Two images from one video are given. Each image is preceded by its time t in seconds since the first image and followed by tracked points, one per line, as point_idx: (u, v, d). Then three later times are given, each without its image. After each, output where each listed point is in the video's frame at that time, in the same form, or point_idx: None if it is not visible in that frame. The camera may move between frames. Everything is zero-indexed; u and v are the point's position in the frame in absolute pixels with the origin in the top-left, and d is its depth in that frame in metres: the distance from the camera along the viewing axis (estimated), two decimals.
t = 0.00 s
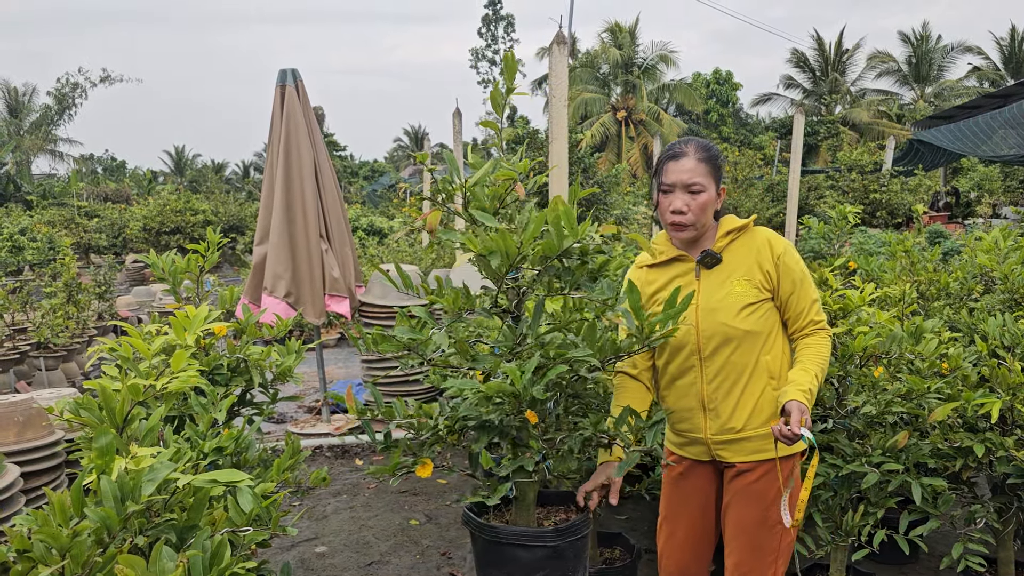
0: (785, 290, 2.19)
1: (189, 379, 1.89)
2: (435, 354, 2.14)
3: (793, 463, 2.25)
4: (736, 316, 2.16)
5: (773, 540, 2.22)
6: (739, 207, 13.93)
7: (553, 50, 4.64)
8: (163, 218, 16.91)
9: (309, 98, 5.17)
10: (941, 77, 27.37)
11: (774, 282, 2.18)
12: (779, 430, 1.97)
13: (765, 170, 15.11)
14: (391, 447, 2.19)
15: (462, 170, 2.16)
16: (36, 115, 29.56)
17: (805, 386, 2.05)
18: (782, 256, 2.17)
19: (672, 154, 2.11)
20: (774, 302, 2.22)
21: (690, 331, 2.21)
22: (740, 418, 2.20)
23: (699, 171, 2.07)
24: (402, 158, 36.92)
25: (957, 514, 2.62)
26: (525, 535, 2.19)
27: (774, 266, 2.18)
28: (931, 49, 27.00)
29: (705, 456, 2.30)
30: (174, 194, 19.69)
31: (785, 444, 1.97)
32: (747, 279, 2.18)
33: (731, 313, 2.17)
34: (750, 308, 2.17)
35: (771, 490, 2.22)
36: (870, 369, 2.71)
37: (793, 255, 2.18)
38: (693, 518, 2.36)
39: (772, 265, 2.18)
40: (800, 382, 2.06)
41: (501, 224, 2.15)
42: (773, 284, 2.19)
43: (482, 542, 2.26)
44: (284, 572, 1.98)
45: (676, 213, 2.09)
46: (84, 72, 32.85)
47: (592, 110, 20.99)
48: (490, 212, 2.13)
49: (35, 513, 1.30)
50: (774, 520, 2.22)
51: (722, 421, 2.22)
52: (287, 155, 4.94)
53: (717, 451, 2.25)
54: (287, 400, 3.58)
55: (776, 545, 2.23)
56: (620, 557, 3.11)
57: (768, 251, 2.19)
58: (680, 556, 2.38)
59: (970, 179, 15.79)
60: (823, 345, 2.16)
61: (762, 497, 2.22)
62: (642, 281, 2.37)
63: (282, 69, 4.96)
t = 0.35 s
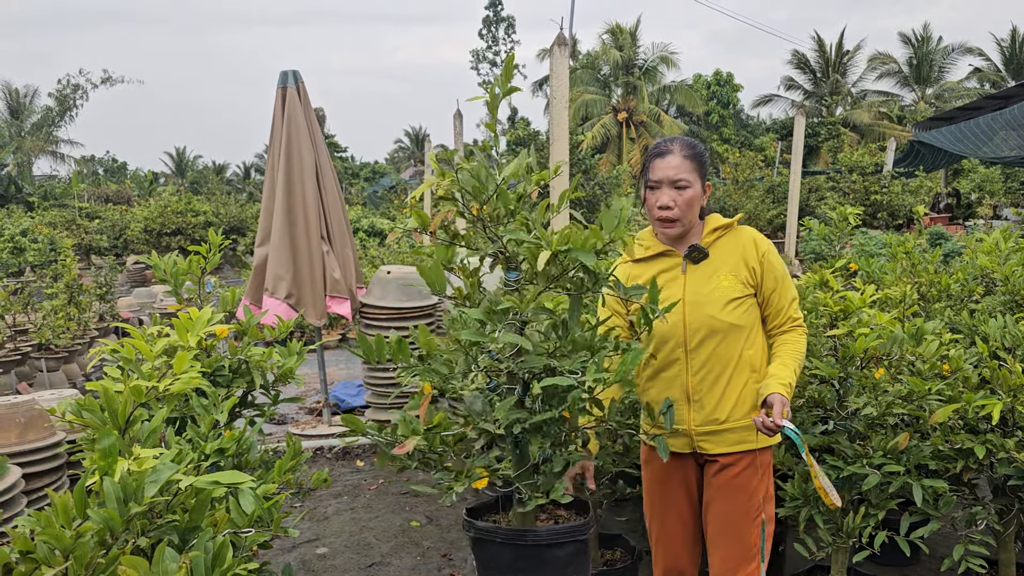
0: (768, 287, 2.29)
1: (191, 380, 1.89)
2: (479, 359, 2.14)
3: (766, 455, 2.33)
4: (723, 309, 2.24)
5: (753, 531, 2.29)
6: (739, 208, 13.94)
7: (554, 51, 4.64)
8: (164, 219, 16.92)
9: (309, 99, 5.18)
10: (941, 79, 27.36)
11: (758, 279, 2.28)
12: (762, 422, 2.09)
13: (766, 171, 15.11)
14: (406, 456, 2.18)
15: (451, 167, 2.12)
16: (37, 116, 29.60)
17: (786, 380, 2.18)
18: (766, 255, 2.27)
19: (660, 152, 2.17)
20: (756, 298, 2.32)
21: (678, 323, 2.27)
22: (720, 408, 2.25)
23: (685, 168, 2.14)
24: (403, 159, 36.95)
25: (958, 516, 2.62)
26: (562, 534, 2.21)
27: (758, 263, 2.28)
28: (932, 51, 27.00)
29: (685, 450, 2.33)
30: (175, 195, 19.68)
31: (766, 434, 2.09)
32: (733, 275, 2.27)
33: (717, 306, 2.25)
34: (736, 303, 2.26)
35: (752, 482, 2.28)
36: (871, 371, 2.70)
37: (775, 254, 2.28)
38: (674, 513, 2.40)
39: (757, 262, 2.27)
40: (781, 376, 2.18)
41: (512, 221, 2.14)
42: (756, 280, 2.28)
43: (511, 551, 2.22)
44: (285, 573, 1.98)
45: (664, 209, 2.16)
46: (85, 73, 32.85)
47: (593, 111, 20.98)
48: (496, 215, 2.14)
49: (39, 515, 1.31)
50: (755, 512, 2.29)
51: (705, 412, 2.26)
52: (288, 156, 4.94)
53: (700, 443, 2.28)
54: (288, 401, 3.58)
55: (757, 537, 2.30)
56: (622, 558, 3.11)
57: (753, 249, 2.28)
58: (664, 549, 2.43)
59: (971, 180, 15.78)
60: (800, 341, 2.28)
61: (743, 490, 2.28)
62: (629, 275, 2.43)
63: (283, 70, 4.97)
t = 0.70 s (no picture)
0: (757, 294, 2.32)
1: (195, 383, 1.90)
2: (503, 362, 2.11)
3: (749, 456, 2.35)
4: (713, 313, 2.27)
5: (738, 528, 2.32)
6: (740, 209, 13.95)
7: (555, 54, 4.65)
8: (166, 220, 16.94)
9: (312, 102, 5.19)
10: (943, 80, 27.35)
11: (748, 285, 2.31)
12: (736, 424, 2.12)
13: (768, 173, 15.11)
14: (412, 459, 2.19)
15: (439, 168, 2.08)
16: (39, 117, 29.66)
17: (764, 386, 2.20)
18: (757, 262, 2.30)
19: (660, 155, 2.19)
20: (744, 304, 2.34)
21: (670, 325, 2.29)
22: (702, 406, 2.28)
23: (685, 173, 2.16)
24: (405, 160, 36.99)
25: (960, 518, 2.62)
26: (588, 530, 2.24)
27: (749, 269, 2.30)
28: (934, 52, 26.99)
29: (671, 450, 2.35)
30: (177, 196, 19.70)
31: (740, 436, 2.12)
32: (724, 280, 2.29)
33: (708, 309, 2.27)
34: (726, 307, 2.28)
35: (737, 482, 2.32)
36: (873, 373, 2.70)
37: (765, 262, 2.32)
38: (661, 512, 2.42)
39: (748, 268, 2.30)
40: (759, 381, 2.21)
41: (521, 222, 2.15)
42: (746, 286, 2.31)
43: (542, 553, 2.19)
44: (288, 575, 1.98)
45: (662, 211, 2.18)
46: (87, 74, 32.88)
47: (595, 112, 20.97)
48: (514, 218, 2.13)
49: (45, 517, 1.31)
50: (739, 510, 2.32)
51: (694, 413, 2.28)
52: (290, 158, 4.94)
53: (688, 444, 2.29)
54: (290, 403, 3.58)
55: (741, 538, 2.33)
56: (624, 560, 3.11)
57: (744, 255, 2.30)
58: (651, 547, 2.46)
59: (973, 182, 15.77)
60: (783, 347, 2.31)
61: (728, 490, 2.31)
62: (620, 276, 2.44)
63: (286, 72, 4.98)
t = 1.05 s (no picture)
0: (755, 292, 2.34)
1: (197, 385, 1.90)
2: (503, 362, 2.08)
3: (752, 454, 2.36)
4: (717, 313, 2.26)
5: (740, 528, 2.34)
6: (742, 210, 13.95)
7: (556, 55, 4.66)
8: (168, 221, 16.98)
9: (314, 103, 5.19)
10: (945, 81, 27.33)
11: (746, 285, 2.33)
12: (705, 417, 2.16)
13: (770, 174, 15.10)
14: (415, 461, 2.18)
15: (440, 170, 2.07)
16: (42, 119, 29.75)
17: (746, 381, 2.20)
18: (753, 260, 2.32)
19: (662, 155, 2.18)
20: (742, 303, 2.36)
21: (675, 328, 2.27)
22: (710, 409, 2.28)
23: (687, 173, 2.17)
24: (406, 162, 37.02)
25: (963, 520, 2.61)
26: (593, 531, 2.24)
27: (747, 269, 2.32)
28: (935, 53, 26.99)
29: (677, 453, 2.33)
30: (179, 198, 19.72)
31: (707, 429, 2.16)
32: (726, 280, 2.30)
33: (712, 309, 2.26)
34: (729, 307, 2.28)
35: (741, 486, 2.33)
36: (875, 375, 2.70)
37: (761, 260, 2.34)
38: (661, 512, 2.42)
39: (746, 268, 2.32)
40: (740, 376, 2.22)
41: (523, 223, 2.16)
42: (746, 285, 2.33)
43: (547, 554, 2.19)
44: None
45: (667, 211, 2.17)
46: (89, 76, 32.92)
47: (596, 114, 20.98)
48: (517, 219, 2.14)
49: (46, 519, 1.31)
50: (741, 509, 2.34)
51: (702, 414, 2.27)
52: (292, 159, 4.94)
53: (698, 447, 2.28)
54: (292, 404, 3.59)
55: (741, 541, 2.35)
56: (626, 562, 3.10)
57: (741, 255, 2.32)
58: (648, 546, 2.47)
59: (975, 183, 15.75)
60: (779, 344, 2.33)
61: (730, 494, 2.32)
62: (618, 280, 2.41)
63: (288, 74, 4.98)
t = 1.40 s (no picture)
0: (764, 290, 2.36)
1: (198, 384, 1.90)
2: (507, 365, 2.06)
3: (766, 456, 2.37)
4: (732, 315, 2.26)
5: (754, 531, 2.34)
6: (743, 212, 13.94)
7: (559, 56, 4.65)
8: (170, 223, 16.99)
9: (315, 104, 5.20)
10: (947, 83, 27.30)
11: (756, 284, 2.34)
12: (733, 421, 2.16)
13: (772, 175, 15.09)
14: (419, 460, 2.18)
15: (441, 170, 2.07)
16: (44, 121, 29.81)
17: (765, 380, 2.24)
18: (763, 259, 2.34)
19: (672, 153, 2.18)
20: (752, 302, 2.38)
21: (690, 330, 2.26)
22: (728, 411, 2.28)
23: (697, 171, 2.17)
24: (408, 163, 37.05)
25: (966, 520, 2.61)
26: (595, 531, 2.24)
27: (757, 268, 2.33)
28: (937, 54, 26.97)
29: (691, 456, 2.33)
30: (181, 199, 19.73)
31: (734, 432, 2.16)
32: (738, 280, 2.30)
33: (727, 311, 2.26)
34: (742, 307, 2.29)
35: (756, 485, 2.34)
36: (878, 376, 2.70)
37: (769, 258, 2.36)
38: (672, 515, 2.41)
39: (756, 267, 2.33)
40: (759, 375, 2.25)
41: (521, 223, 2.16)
42: (756, 285, 2.34)
43: (548, 554, 2.18)
44: None
45: (678, 210, 2.16)
46: (92, 77, 32.95)
47: (598, 115, 20.99)
48: (517, 218, 2.13)
49: (47, 518, 1.31)
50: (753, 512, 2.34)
51: (719, 417, 2.28)
52: (294, 160, 4.95)
53: (715, 450, 2.29)
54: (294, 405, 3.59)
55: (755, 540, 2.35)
56: (628, 562, 3.09)
57: (751, 254, 2.33)
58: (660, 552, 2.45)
59: (977, 184, 15.73)
60: (788, 341, 2.38)
61: (744, 494, 2.32)
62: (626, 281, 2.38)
63: (290, 75, 4.98)
